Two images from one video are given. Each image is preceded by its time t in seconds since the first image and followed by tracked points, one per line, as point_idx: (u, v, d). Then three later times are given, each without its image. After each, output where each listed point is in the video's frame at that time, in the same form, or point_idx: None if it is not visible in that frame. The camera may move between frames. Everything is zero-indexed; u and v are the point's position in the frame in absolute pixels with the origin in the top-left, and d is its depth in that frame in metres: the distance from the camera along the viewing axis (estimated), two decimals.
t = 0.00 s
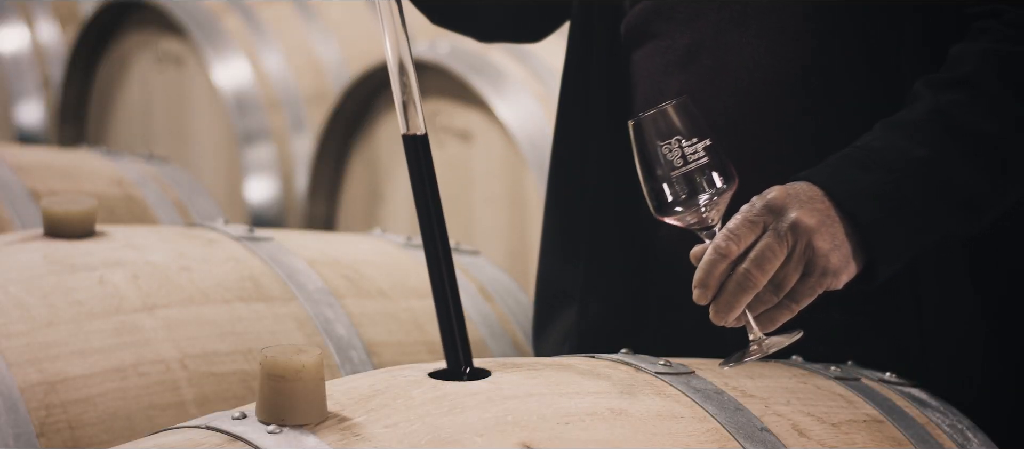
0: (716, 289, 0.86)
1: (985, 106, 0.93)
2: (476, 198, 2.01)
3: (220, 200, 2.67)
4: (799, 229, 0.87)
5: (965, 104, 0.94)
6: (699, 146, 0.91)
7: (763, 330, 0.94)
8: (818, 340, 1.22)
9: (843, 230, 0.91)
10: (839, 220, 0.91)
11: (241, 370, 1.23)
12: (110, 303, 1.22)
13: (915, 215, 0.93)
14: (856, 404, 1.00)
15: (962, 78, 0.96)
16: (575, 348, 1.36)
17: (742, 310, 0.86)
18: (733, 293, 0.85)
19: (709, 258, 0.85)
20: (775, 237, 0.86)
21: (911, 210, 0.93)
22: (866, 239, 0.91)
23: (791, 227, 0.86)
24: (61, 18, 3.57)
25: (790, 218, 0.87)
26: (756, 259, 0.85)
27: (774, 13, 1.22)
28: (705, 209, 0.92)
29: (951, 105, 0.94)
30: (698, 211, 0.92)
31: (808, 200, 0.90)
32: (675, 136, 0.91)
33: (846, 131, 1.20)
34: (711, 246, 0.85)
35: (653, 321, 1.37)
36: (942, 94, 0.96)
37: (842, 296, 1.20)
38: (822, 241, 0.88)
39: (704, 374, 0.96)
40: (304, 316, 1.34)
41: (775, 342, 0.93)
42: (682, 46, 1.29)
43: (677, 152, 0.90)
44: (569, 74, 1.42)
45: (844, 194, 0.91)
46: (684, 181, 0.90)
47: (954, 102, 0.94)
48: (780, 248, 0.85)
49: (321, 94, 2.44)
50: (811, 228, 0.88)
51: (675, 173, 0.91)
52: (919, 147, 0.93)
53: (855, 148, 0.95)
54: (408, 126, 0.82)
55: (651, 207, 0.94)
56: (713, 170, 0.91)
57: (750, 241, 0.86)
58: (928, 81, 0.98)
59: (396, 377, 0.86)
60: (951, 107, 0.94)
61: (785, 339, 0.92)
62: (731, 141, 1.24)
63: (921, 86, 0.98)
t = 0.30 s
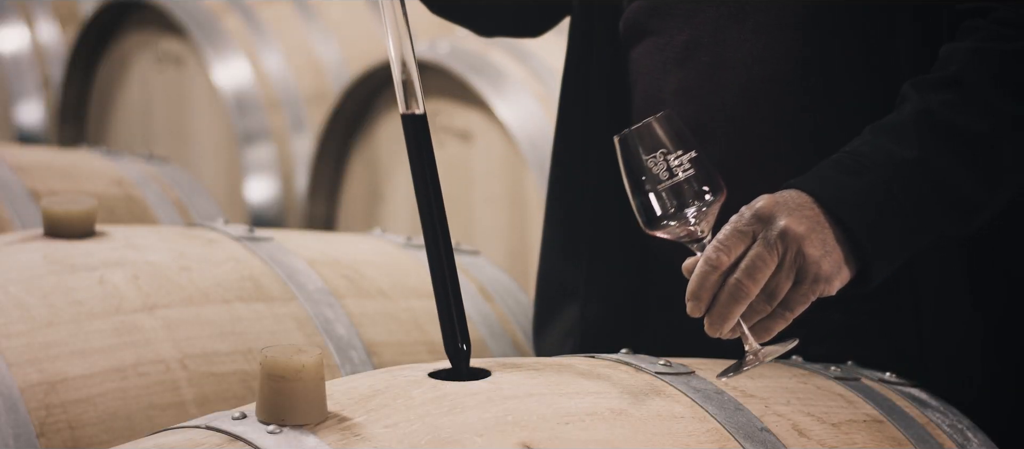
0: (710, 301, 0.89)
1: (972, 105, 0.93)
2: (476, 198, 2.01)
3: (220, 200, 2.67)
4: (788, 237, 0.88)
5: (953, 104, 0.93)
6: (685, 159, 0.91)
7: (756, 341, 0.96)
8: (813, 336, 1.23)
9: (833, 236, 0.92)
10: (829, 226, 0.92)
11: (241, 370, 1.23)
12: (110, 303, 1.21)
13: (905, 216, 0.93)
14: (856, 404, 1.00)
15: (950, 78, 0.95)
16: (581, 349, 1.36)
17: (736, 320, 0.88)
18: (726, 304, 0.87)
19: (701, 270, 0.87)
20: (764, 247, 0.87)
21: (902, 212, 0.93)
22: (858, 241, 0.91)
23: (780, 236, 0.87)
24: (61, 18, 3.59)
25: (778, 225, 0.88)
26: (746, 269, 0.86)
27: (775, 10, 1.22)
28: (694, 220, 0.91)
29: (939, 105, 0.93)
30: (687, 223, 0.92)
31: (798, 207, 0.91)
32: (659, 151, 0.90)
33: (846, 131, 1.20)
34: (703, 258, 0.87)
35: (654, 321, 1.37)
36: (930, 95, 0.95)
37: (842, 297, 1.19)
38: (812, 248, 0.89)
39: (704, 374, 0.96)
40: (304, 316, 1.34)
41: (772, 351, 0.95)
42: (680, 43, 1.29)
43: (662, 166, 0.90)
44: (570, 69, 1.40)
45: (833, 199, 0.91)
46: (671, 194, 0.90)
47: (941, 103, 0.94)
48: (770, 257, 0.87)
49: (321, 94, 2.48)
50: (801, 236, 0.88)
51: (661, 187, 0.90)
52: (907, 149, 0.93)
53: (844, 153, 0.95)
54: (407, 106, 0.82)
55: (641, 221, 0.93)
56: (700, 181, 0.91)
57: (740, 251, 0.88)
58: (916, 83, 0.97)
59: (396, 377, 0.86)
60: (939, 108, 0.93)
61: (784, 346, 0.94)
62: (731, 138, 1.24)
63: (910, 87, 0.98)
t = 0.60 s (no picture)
0: (702, 310, 0.87)
1: (961, 105, 0.92)
2: (476, 198, 2.01)
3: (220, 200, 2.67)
4: (778, 241, 0.87)
5: (942, 105, 0.93)
6: (670, 167, 0.90)
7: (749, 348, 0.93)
8: (810, 336, 1.21)
9: (823, 239, 0.91)
10: (818, 230, 0.91)
11: (241, 370, 1.23)
12: (110, 303, 1.22)
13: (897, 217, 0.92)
14: (856, 404, 1.00)
15: (938, 79, 0.94)
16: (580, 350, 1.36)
17: (730, 328, 0.86)
18: (718, 311, 0.85)
19: (692, 278, 0.86)
20: (754, 252, 0.86)
21: (893, 215, 0.92)
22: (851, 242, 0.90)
23: (769, 240, 0.86)
24: (61, 18, 3.60)
25: (767, 230, 0.87)
26: (736, 275, 0.85)
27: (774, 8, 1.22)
28: (682, 229, 0.91)
29: (929, 107, 0.93)
30: (675, 232, 0.91)
31: (786, 211, 0.90)
32: (645, 160, 0.90)
33: (845, 131, 1.20)
34: (693, 266, 0.86)
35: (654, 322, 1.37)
36: (918, 97, 0.95)
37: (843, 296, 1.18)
38: (802, 251, 0.88)
39: (704, 374, 0.96)
40: (304, 316, 1.34)
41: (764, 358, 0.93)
42: (678, 42, 1.30)
43: (648, 175, 0.89)
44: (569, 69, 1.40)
45: (821, 203, 0.90)
46: (659, 204, 0.89)
47: (930, 104, 0.93)
48: (761, 261, 0.85)
49: (321, 94, 2.48)
50: (790, 239, 0.87)
51: (648, 196, 0.90)
52: (895, 152, 0.93)
53: (832, 158, 0.95)
54: (407, 88, 0.85)
55: (631, 232, 0.92)
56: (687, 190, 0.90)
57: (730, 258, 0.87)
58: (904, 85, 0.97)
59: (397, 377, 0.86)
60: (928, 109, 0.93)
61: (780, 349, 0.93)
62: (730, 137, 1.25)
63: (898, 89, 0.97)
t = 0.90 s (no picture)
0: (692, 324, 0.86)
1: (944, 104, 0.92)
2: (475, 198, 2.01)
3: (220, 200, 2.67)
4: (760, 248, 0.85)
5: (924, 105, 0.93)
6: (647, 184, 0.88)
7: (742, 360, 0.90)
8: (811, 334, 1.22)
9: (806, 244, 0.89)
10: (801, 234, 0.89)
11: (241, 370, 1.23)
12: (110, 303, 1.22)
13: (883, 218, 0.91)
14: (856, 403, 1.00)
15: (919, 80, 0.95)
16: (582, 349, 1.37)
17: (721, 339, 0.85)
18: (707, 323, 0.84)
19: (679, 292, 0.85)
20: (738, 261, 0.85)
21: (879, 217, 0.91)
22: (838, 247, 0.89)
23: (752, 247, 0.85)
24: (61, 18, 3.60)
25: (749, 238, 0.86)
26: (721, 285, 0.84)
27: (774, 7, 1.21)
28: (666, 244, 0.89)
29: (911, 107, 0.93)
30: (658, 249, 0.89)
31: (767, 219, 0.89)
32: (620, 178, 0.87)
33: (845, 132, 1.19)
34: (679, 281, 0.86)
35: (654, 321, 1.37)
36: (901, 98, 0.95)
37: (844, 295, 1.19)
38: (786, 257, 0.87)
39: (704, 374, 0.96)
40: (304, 316, 1.34)
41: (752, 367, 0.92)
42: (675, 40, 1.30)
43: (625, 193, 0.87)
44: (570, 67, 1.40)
45: (803, 208, 0.89)
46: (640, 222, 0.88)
47: (912, 104, 0.93)
48: (745, 270, 0.84)
49: (321, 94, 2.47)
50: (773, 245, 0.86)
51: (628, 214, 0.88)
52: (879, 154, 0.92)
53: (814, 164, 0.94)
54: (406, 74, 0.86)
55: (614, 251, 0.90)
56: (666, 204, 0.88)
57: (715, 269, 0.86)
58: (886, 88, 0.97)
59: (397, 377, 0.86)
60: (911, 109, 0.93)
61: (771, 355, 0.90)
62: (728, 135, 1.25)
63: (880, 93, 0.98)
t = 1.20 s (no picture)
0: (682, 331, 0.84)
1: (929, 103, 0.92)
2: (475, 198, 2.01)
3: (220, 200, 2.66)
4: (748, 251, 0.84)
5: (909, 104, 0.93)
6: (632, 191, 0.87)
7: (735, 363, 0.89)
8: (815, 331, 1.20)
9: (793, 246, 0.88)
10: (789, 237, 0.88)
11: (241, 370, 1.23)
12: (110, 303, 1.22)
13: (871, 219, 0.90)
14: (856, 404, 1.00)
15: (904, 80, 0.95)
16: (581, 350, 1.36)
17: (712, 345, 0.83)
18: (698, 329, 0.82)
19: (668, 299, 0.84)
20: (727, 266, 0.83)
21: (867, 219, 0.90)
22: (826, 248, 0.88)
23: (740, 252, 0.84)
24: (61, 18, 3.61)
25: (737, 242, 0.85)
26: (710, 291, 0.82)
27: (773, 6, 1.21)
28: (654, 251, 0.88)
29: (896, 107, 0.93)
30: (646, 256, 0.88)
31: (755, 222, 0.88)
32: (605, 187, 0.86)
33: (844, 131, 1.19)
34: (667, 288, 0.84)
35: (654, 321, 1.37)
36: (886, 98, 0.95)
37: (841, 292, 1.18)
38: (774, 259, 0.85)
39: (704, 374, 0.96)
40: (304, 316, 1.34)
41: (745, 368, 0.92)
42: (673, 38, 1.30)
43: (610, 202, 0.86)
44: (571, 66, 1.40)
45: (790, 210, 0.88)
46: (626, 230, 0.87)
47: (898, 104, 0.93)
48: (733, 275, 0.83)
49: (321, 94, 2.47)
50: (762, 249, 0.85)
51: (614, 222, 0.87)
52: (865, 155, 0.91)
53: (801, 166, 0.93)
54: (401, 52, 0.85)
55: (602, 260, 0.90)
56: (653, 211, 0.87)
57: (703, 274, 0.84)
58: (872, 88, 0.97)
59: (397, 377, 0.86)
60: (895, 109, 0.93)
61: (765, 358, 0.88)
62: (727, 133, 1.25)
63: (867, 93, 0.97)
